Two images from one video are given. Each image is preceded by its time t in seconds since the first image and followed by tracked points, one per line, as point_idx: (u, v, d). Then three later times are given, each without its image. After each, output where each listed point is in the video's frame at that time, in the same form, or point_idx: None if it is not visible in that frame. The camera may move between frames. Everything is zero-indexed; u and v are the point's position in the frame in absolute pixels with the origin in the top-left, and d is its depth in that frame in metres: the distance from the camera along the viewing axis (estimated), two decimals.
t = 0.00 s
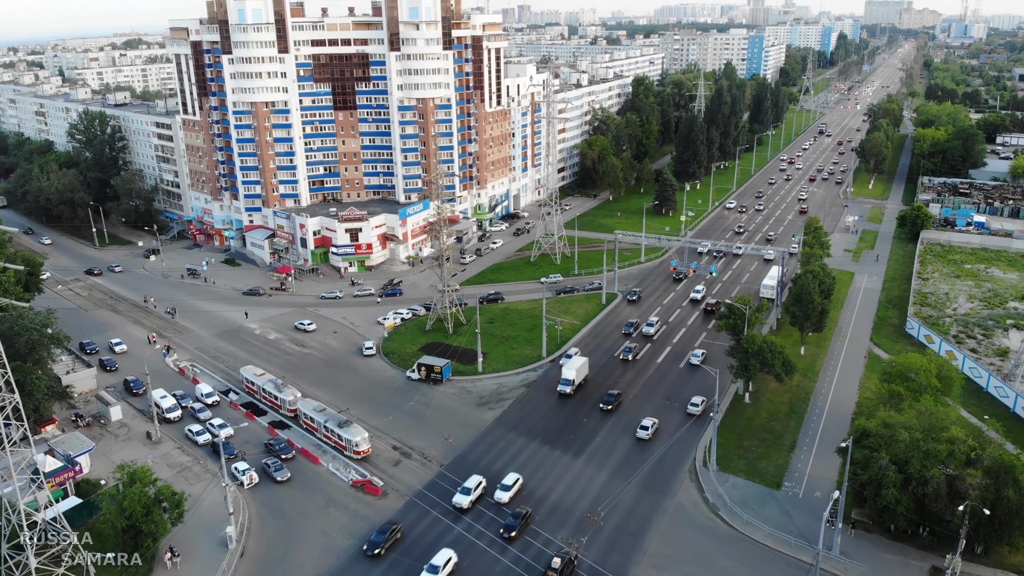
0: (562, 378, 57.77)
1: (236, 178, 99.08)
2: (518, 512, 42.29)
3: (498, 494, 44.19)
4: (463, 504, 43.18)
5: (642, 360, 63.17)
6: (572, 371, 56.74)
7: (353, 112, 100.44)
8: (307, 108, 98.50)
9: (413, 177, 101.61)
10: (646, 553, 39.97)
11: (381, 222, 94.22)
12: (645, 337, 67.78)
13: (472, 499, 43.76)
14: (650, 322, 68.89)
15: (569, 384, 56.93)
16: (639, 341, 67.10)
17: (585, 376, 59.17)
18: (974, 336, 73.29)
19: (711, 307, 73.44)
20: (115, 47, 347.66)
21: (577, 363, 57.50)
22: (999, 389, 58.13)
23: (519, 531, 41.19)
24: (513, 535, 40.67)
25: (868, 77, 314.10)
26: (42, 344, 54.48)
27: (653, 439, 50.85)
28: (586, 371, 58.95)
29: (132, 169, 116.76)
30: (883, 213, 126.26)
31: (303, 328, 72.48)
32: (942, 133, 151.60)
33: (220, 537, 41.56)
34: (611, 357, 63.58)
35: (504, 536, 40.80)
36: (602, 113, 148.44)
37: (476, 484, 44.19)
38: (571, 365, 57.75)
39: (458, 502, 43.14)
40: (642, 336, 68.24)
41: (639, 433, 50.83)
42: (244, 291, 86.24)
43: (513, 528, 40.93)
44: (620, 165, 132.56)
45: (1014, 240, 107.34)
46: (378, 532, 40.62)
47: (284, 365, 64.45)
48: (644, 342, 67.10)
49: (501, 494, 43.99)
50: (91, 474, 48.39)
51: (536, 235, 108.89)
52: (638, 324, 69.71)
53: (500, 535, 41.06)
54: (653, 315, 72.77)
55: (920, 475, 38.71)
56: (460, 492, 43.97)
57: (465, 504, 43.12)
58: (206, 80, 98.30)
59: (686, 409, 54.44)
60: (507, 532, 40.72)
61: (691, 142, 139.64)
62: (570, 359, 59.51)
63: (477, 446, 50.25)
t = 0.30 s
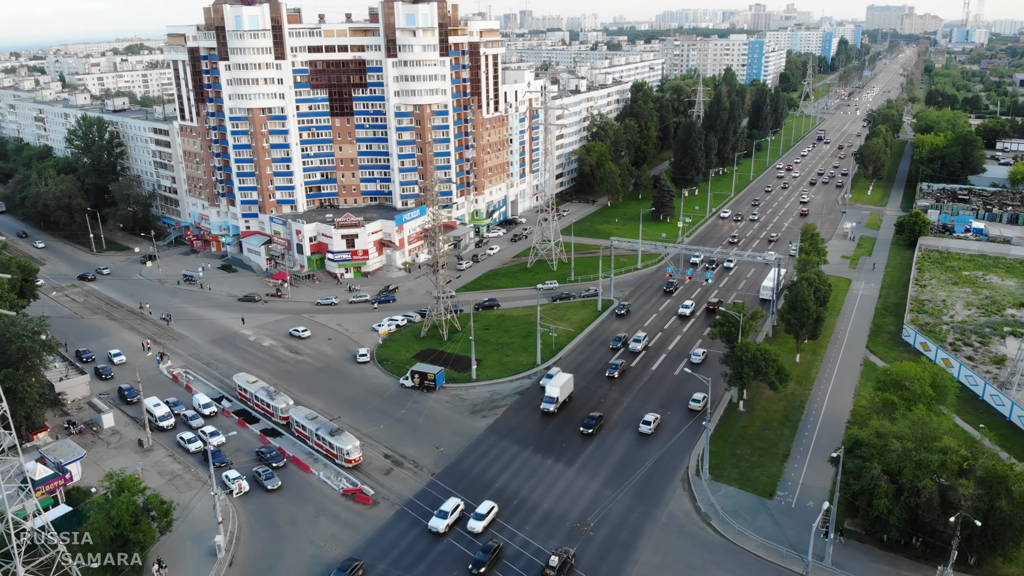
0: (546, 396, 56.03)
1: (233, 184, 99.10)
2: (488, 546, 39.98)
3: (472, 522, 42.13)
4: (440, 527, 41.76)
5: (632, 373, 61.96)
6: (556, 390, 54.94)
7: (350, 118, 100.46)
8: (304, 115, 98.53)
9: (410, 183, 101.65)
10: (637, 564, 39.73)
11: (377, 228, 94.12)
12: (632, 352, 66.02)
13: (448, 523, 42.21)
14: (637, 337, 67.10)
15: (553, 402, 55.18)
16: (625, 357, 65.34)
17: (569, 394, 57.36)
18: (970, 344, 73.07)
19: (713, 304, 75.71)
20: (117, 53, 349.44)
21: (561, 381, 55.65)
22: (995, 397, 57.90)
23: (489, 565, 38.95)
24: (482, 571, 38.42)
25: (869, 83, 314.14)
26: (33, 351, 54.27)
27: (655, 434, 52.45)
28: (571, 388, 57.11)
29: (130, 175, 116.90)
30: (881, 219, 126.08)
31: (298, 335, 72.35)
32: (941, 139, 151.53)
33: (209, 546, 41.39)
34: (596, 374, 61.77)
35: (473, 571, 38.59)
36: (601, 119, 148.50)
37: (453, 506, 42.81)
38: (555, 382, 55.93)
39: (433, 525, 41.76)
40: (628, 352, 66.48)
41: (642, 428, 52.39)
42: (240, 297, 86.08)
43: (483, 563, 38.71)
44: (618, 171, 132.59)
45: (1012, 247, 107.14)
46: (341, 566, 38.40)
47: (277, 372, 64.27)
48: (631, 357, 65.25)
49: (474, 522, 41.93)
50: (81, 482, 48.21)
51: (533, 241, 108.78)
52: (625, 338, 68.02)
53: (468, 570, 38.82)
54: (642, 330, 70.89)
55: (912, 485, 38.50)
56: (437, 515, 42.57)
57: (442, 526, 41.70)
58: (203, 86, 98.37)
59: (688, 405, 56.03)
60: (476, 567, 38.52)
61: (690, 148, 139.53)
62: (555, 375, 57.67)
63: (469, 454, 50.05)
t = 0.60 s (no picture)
0: (529, 414, 54.14)
1: (230, 190, 99.15)
2: None
3: (442, 553, 40.22)
4: (413, 553, 40.28)
5: (617, 391, 59.87)
6: (539, 408, 53.04)
7: (347, 124, 100.46)
8: (301, 121, 98.56)
9: (406, 189, 101.61)
10: (628, 573, 39.53)
11: (374, 234, 94.02)
12: (618, 369, 63.83)
13: (422, 548, 40.67)
14: (624, 353, 65.03)
15: (536, 421, 53.24)
16: (611, 374, 63.14)
17: (553, 412, 55.44)
18: (967, 351, 72.91)
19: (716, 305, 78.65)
20: (117, 57, 349.71)
21: (544, 399, 53.78)
22: (990, 405, 57.72)
23: None
24: None
25: (869, 88, 314.08)
26: (26, 358, 54.16)
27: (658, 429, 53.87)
28: (555, 406, 55.22)
29: (127, 181, 117.04)
30: (879, 225, 125.99)
31: (292, 341, 72.25)
32: (940, 145, 151.42)
33: (198, 554, 41.23)
34: (580, 393, 59.65)
35: None
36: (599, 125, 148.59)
37: (428, 531, 41.22)
38: (538, 400, 54.07)
39: (406, 550, 40.32)
40: (615, 368, 64.30)
41: (646, 423, 53.87)
42: (235, 303, 85.99)
43: None
44: (616, 178, 132.68)
45: (1010, 253, 106.97)
46: None
47: (271, 379, 64.13)
48: (617, 375, 63.08)
49: (444, 552, 40.09)
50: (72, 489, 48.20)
51: (530, 247, 108.70)
52: (612, 353, 65.93)
53: None
54: (629, 346, 68.63)
55: (904, 495, 38.33)
56: (410, 540, 41.05)
57: (415, 552, 40.21)
58: (200, 92, 98.49)
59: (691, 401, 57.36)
60: None
61: (687, 154, 139.53)
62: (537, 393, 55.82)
63: (461, 462, 49.91)
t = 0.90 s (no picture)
0: (510, 434, 52.39)
1: (226, 196, 99.20)
2: None
3: None
4: None
5: (602, 410, 58.04)
6: (520, 428, 51.43)
7: (344, 131, 100.50)
8: (297, 127, 98.65)
9: (403, 195, 101.67)
10: None
11: (370, 240, 93.90)
12: (604, 386, 62.03)
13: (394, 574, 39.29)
14: (611, 369, 63.26)
15: (517, 441, 51.60)
16: (596, 392, 61.26)
17: (536, 431, 53.85)
18: (963, 359, 72.73)
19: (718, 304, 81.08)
20: (118, 63, 349.86)
21: (526, 419, 52.22)
22: (986, 414, 57.51)
23: None
24: None
25: (870, 94, 314.01)
26: (18, 366, 54.02)
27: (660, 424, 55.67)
28: (537, 425, 53.67)
29: (125, 187, 117.08)
30: (877, 232, 125.84)
31: (287, 348, 72.12)
32: (939, 151, 151.22)
33: (187, 564, 41.03)
34: (564, 412, 57.78)
35: None
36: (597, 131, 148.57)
37: (402, 558, 39.84)
38: (520, 419, 52.37)
39: None
40: (601, 385, 62.45)
41: (648, 418, 55.67)
42: (231, 310, 85.90)
43: None
44: (614, 184, 132.67)
45: (1008, 260, 106.77)
46: None
47: (264, 386, 63.98)
48: (603, 392, 61.21)
49: None
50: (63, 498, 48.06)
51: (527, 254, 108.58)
52: (599, 369, 64.14)
53: None
54: (616, 362, 66.69)
55: (896, 506, 38.18)
56: (383, 566, 39.71)
57: None
58: (197, 98, 98.57)
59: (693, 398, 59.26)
60: None
61: (685, 160, 139.54)
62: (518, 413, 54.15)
63: (452, 472, 49.70)
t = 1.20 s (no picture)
0: (490, 455, 50.70)
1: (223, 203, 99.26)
2: None
3: None
4: None
5: (586, 430, 56.09)
6: (501, 449, 49.80)
7: (340, 137, 100.87)
8: (294, 133, 98.79)
9: (400, 202, 101.67)
10: None
11: (366, 247, 93.77)
12: (588, 405, 59.99)
13: None
14: (596, 386, 61.30)
15: (497, 462, 49.90)
16: (580, 410, 59.32)
17: (518, 450, 52.24)
18: (960, 367, 72.54)
19: (719, 305, 82.86)
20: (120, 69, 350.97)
21: (507, 439, 50.61)
22: (982, 423, 57.29)
23: None
24: None
25: (871, 100, 313.98)
26: (10, 373, 53.90)
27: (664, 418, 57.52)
28: (518, 445, 52.03)
29: (123, 193, 117.22)
30: (876, 238, 125.73)
31: (281, 355, 71.99)
32: (938, 157, 151.16)
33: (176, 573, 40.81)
34: (545, 433, 55.68)
35: None
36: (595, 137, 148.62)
37: None
38: (500, 439, 50.71)
39: None
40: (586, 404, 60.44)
41: (652, 413, 57.47)
42: (227, 316, 85.82)
43: None
44: (612, 190, 132.72)
45: (1007, 267, 106.59)
46: None
47: (258, 394, 63.84)
48: (587, 412, 59.17)
49: None
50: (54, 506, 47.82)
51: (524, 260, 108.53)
52: (585, 386, 62.11)
53: None
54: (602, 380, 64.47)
55: (887, 517, 38.00)
56: None
57: None
58: (194, 104, 98.62)
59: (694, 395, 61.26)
60: None
61: (683, 166, 139.57)
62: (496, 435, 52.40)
63: (443, 481, 49.46)
